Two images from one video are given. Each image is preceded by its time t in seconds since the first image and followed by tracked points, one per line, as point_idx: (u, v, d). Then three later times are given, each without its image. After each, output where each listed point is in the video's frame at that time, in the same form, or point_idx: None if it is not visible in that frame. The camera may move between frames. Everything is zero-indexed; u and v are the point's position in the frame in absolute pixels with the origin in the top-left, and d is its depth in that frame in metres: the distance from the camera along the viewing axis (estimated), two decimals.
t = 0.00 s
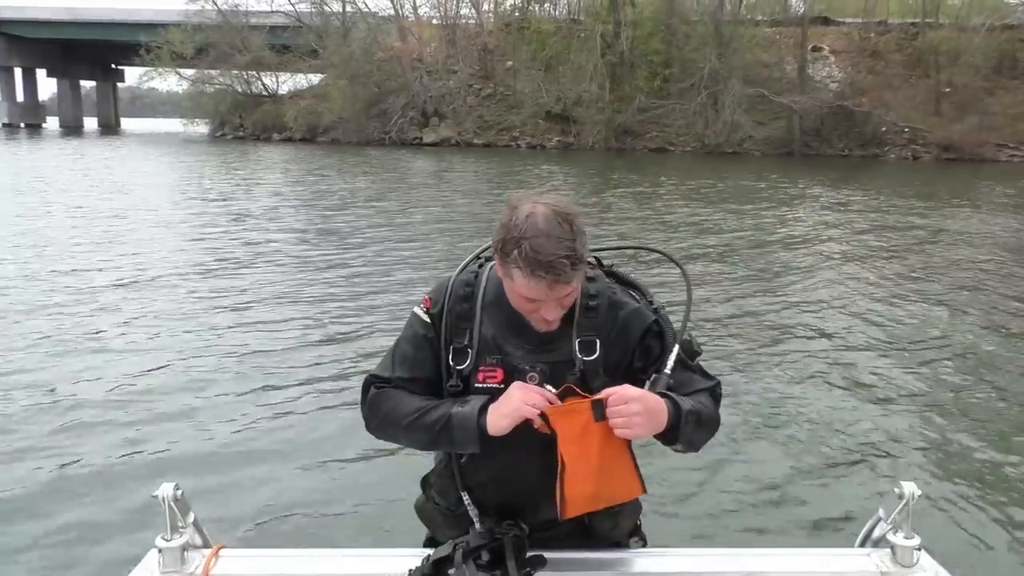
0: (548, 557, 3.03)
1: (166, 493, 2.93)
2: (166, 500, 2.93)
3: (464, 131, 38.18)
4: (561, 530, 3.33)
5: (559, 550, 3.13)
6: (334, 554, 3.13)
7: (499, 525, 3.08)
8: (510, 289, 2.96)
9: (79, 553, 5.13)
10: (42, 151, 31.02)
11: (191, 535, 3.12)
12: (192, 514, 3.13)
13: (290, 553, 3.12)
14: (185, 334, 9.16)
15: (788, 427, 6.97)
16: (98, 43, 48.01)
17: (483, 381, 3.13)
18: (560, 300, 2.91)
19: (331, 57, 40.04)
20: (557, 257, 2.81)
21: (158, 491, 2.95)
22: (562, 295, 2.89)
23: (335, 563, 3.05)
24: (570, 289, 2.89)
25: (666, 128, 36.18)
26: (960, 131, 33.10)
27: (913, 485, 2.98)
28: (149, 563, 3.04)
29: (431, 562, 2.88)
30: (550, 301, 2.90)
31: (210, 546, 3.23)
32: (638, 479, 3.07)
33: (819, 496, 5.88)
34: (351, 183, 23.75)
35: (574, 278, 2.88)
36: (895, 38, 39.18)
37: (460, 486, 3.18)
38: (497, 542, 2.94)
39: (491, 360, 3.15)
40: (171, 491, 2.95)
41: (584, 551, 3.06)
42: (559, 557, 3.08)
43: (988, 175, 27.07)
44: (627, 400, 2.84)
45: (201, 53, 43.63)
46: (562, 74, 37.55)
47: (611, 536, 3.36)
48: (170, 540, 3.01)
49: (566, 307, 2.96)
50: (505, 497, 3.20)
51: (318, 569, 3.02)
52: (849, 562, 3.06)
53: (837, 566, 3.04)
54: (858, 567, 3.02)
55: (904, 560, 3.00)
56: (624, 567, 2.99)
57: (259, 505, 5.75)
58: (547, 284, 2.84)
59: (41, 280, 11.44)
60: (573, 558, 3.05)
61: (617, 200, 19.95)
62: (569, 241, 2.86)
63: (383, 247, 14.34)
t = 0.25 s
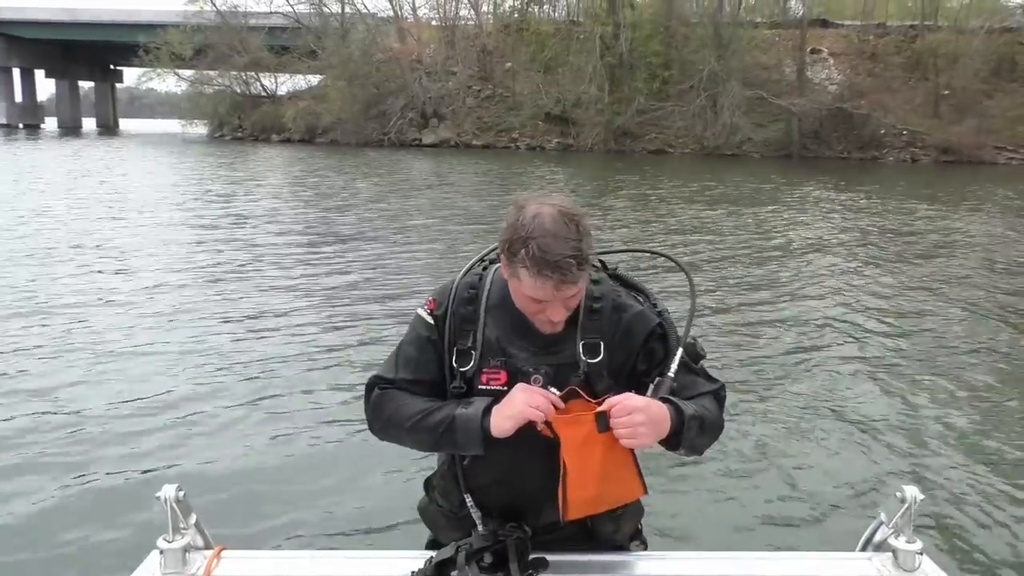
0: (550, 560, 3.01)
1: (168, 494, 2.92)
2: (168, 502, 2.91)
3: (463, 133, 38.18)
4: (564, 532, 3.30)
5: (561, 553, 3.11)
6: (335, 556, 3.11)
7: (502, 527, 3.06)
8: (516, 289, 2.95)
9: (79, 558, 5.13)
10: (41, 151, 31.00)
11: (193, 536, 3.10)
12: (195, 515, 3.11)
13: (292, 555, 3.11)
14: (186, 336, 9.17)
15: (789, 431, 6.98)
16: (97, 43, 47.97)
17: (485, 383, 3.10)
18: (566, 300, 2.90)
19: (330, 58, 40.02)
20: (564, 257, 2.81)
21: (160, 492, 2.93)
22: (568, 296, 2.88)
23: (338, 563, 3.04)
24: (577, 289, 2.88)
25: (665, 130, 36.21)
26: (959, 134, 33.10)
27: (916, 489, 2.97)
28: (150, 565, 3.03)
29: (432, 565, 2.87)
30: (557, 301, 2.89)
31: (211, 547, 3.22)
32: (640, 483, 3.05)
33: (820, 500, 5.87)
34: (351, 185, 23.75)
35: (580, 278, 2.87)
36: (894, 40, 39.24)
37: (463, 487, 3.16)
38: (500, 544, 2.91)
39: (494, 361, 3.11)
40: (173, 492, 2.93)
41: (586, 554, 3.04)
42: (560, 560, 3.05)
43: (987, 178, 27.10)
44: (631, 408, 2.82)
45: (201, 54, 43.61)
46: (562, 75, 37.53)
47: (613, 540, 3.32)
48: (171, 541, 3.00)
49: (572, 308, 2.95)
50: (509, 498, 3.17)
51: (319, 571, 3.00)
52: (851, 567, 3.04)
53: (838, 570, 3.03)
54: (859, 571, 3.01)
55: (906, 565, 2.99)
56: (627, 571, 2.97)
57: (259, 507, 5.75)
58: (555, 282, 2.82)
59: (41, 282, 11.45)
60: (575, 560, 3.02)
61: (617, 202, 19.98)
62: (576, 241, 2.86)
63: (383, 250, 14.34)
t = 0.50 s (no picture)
0: (552, 560, 3.00)
1: (170, 495, 2.90)
2: (170, 502, 2.90)
3: (463, 134, 38.21)
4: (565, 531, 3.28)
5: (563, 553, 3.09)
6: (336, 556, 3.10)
7: (503, 525, 3.03)
8: (517, 283, 2.95)
9: (79, 553, 5.11)
10: (42, 151, 31.03)
11: (195, 536, 3.10)
12: (197, 515, 3.11)
13: (293, 556, 3.10)
14: (188, 336, 9.17)
15: (792, 432, 6.98)
16: (98, 44, 48.03)
17: (488, 381, 3.09)
18: (567, 295, 2.89)
19: (330, 59, 40.07)
20: (565, 253, 2.80)
21: (162, 493, 2.92)
22: (569, 292, 2.88)
23: (339, 564, 3.03)
24: (577, 285, 2.87)
25: (666, 131, 36.22)
26: (960, 136, 33.08)
27: (919, 490, 2.97)
28: (152, 565, 3.02)
29: (434, 563, 2.86)
30: (557, 296, 2.89)
31: (214, 547, 3.21)
32: (637, 483, 3.03)
33: (822, 501, 5.87)
34: (352, 186, 23.76)
35: (581, 274, 2.87)
36: (895, 43, 39.25)
37: (464, 485, 3.14)
38: (501, 542, 2.88)
39: (497, 359, 3.10)
40: (176, 492, 2.92)
41: (587, 555, 3.03)
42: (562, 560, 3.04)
43: (987, 180, 27.09)
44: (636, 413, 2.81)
45: (201, 55, 43.65)
46: (562, 77, 37.54)
47: (615, 540, 3.27)
48: (173, 541, 3.00)
49: (573, 303, 2.95)
50: (510, 497, 3.15)
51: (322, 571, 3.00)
52: (854, 568, 3.04)
53: (841, 571, 3.02)
54: (863, 572, 3.01)
55: (909, 566, 2.99)
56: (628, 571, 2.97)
57: (260, 505, 5.72)
58: (555, 278, 2.82)
59: (43, 281, 11.46)
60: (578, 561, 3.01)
61: (618, 203, 20.00)
62: (578, 237, 2.86)
63: (385, 251, 14.34)
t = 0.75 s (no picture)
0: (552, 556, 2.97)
1: (171, 490, 2.89)
2: (171, 497, 2.89)
3: (463, 133, 38.23)
4: (566, 525, 3.22)
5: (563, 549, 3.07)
6: (336, 551, 3.08)
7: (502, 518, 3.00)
8: (515, 266, 2.92)
9: (76, 550, 5.09)
10: (42, 150, 31.03)
11: (195, 532, 3.08)
12: (197, 510, 3.09)
13: (294, 551, 3.08)
14: (187, 335, 9.16)
15: (792, 432, 6.97)
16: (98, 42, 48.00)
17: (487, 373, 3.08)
18: (567, 278, 2.85)
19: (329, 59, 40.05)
20: (563, 233, 2.78)
21: (162, 488, 2.90)
22: (568, 273, 2.84)
23: (339, 559, 3.01)
24: (576, 266, 2.84)
25: (665, 131, 36.24)
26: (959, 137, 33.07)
27: (920, 488, 2.94)
28: (153, 560, 3.01)
29: (433, 556, 2.84)
30: (556, 277, 2.84)
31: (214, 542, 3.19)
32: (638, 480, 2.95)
33: (823, 499, 5.86)
34: (351, 185, 23.77)
35: (580, 256, 2.84)
36: (894, 43, 39.26)
37: (463, 478, 3.10)
38: (499, 533, 2.85)
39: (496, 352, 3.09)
40: (176, 487, 2.90)
41: (588, 551, 3.01)
42: (561, 556, 3.00)
43: (986, 180, 27.09)
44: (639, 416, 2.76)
45: (201, 53, 43.63)
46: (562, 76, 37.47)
47: (615, 535, 3.22)
48: (173, 537, 2.98)
49: (573, 286, 2.90)
50: (510, 490, 3.11)
51: (323, 567, 2.97)
52: (853, 565, 3.03)
53: (842, 569, 3.00)
54: (862, 570, 2.99)
55: (909, 563, 2.96)
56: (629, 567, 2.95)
57: (259, 503, 5.71)
58: (554, 258, 2.80)
59: (42, 280, 11.46)
60: (579, 557, 2.97)
61: (618, 203, 20.02)
62: (578, 218, 2.86)
63: (384, 250, 14.33)
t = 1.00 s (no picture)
0: (553, 554, 3.00)
1: (170, 488, 2.90)
2: (171, 495, 2.90)
3: (461, 132, 38.23)
4: (563, 523, 3.22)
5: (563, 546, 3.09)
6: (335, 550, 3.10)
7: (498, 514, 3.02)
8: (510, 223, 3.07)
9: (76, 552, 5.10)
10: (41, 150, 30.99)
11: (195, 530, 3.10)
12: (197, 509, 3.11)
13: (295, 549, 3.11)
14: (186, 335, 9.16)
15: (791, 430, 6.99)
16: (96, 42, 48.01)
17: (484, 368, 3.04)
18: (556, 223, 2.97)
19: (328, 59, 40.14)
20: (556, 174, 3.00)
21: (162, 486, 2.92)
22: (558, 215, 2.96)
23: (338, 558, 3.02)
24: (567, 211, 2.99)
25: (662, 130, 36.29)
26: (957, 135, 33.12)
27: (919, 483, 2.98)
28: (152, 559, 3.02)
29: (429, 550, 2.84)
30: (547, 220, 2.97)
31: (214, 541, 3.20)
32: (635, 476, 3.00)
33: (821, 498, 5.90)
34: (349, 184, 23.77)
35: (572, 203, 3.01)
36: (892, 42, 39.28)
37: (459, 474, 3.10)
38: (495, 530, 2.86)
39: (493, 346, 3.07)
40: (176, 486, 2.92)
41: (587, 549, 3.03)
42: (561, 552, 3.02)
43: (984, 179, 27.16)
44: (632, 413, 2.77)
45: (199, 53, 43.63)
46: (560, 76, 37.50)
47: (613, 531, 3.23)
48: (174, 536, 3.00)
49: (564, 239, 2.99)
50: (507, 485, 3.11)
51: (322, 565, 2.99)
52: (853, 560, 3.06)
53: (842, 565, 3.04)
54: (863, 565, 3.03)
55: (909, 558, 3.00)
56: (628, 565, 2.96)
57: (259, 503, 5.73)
58: (547, 192, 2.97)
59: (40, 280, 11.45)
60: (576, 553, 3.00)
61: (616, 201, 20.08)
62: (578, 177, 3.07)
63: (383, 249, 14.32)
